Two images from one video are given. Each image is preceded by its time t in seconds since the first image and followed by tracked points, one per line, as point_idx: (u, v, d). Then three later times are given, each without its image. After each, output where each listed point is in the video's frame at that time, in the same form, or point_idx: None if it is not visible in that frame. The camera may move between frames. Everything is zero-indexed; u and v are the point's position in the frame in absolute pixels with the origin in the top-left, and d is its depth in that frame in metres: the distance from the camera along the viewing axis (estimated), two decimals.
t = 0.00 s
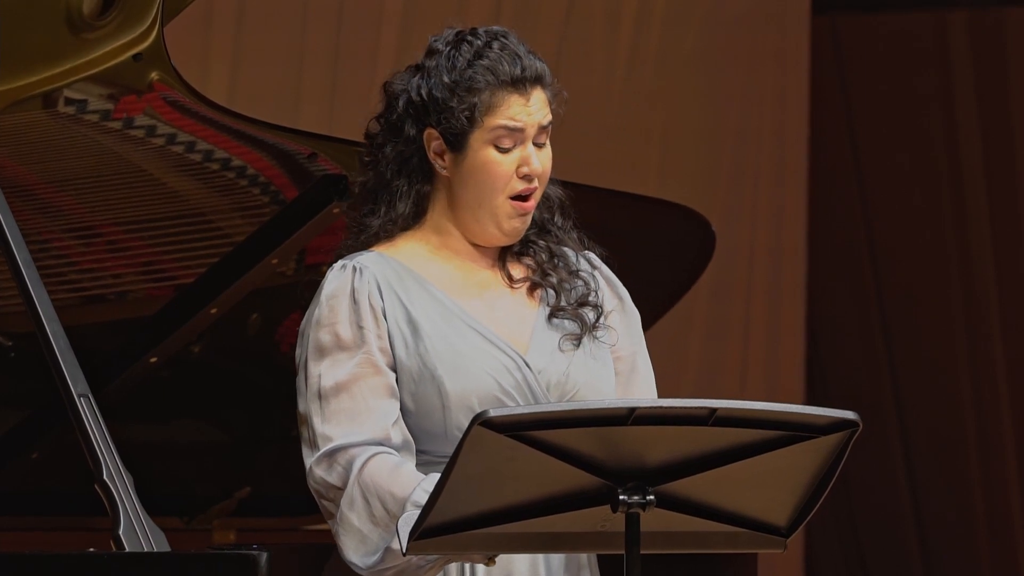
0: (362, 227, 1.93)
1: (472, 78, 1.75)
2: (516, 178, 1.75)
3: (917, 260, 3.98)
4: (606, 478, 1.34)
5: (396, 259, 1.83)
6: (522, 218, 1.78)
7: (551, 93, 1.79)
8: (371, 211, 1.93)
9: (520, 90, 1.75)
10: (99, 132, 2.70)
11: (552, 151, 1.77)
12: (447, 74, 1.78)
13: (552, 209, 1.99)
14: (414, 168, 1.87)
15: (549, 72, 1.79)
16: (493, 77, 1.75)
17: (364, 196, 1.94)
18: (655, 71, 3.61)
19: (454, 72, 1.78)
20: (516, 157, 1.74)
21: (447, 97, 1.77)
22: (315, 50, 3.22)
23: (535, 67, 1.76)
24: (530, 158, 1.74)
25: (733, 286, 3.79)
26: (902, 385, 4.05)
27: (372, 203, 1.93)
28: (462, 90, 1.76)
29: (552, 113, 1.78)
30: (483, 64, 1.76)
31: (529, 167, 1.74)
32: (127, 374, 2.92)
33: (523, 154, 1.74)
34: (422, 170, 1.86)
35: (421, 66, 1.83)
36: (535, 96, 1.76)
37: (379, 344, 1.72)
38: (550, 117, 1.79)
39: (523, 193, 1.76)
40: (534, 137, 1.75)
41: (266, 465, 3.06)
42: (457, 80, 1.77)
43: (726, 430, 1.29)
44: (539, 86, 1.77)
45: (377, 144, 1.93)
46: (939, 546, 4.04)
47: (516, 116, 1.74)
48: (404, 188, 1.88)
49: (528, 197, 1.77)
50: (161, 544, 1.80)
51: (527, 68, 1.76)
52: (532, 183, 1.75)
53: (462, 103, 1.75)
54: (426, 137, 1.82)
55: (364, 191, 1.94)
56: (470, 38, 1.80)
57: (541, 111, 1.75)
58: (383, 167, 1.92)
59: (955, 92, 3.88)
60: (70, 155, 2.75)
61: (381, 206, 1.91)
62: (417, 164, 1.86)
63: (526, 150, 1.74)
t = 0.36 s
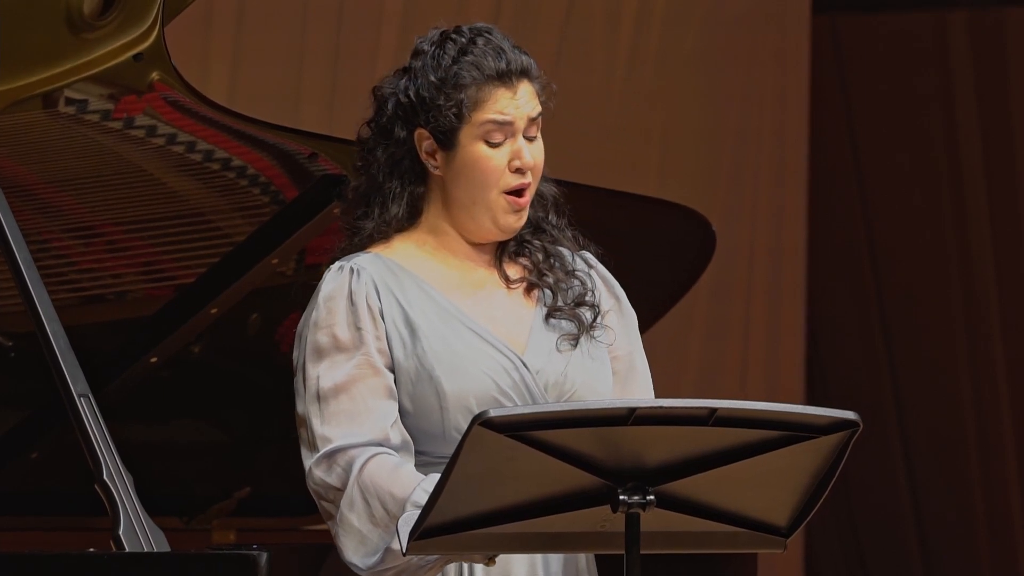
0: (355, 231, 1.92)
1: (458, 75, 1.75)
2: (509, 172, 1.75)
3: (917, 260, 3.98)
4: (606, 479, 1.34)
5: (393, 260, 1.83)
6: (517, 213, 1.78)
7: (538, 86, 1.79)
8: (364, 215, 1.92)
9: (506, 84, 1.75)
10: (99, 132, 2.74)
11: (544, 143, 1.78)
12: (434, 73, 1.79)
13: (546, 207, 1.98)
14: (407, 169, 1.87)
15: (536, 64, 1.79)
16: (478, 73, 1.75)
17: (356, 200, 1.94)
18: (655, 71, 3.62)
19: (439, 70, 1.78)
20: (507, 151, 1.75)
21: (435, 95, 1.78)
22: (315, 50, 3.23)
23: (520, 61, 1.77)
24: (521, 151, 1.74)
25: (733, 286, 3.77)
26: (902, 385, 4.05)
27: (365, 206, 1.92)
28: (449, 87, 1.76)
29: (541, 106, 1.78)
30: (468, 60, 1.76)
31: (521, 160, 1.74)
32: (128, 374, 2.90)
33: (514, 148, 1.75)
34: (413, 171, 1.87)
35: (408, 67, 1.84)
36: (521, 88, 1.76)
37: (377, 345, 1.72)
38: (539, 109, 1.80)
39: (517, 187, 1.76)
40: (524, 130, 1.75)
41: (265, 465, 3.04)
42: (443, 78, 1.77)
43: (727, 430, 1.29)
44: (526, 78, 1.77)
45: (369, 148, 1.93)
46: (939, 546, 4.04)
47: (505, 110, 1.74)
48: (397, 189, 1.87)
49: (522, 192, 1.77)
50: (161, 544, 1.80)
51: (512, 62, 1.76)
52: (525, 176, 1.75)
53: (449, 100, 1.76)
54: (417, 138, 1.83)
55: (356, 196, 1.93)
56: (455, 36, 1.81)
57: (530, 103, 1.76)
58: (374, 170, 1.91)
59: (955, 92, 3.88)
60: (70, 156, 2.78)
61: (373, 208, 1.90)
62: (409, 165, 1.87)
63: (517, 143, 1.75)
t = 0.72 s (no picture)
0: (348, 234, 1.92)
1: (445, 74, 1.76)
2: (502, 169, 1.75)
3: (917, 260, 3.99)
4: (605, 479, 1.34)
5: (389, 261, 1.83)
6: (512, 213, 1.78)
7: (526, 81, 1.79)
8: (357, 218, 1.91)
9: (495, 80, 1.76)
10: (98, 132, 2.76)
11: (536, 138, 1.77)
12: (422, 73, 1.79)
13: (541, 207, 1.99)
14: (400, 171, 1.87)
15: (524, 61, 1.79)
16: (466, 71, 1.75)
17: (349, 204, 1.93)
18: (655, 71, 3.63)
19: (427, 71, 1.78)
20: (499, 148, 1.75)
21: (424, 95, 1.78)
22: (315, 51, 3.23)
23: (508, 58, 1.77)
24: (513, 147, 1.74)
25: (733, 286, 3.76)
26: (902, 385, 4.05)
27: (357, 210, 1.92)
28: (437, 86, 1.76)
29: (531, 101, 1.78)
30: (456, 59, 1.77)
31: (514, 156, 1.74)
32: (128, 374, 2.90)
33: (505, 145, 1.75)
34: (406, 173, 1.87)
35: (397, 70, 1.84)
36: (510, 84, 1.76)
37: (375, 346, 1.72)
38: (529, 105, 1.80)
39: (511, 183, 1.76)
40: (514, 126, 1.75)
41: (266, 465, 3.03)
42: (432, 77, 1.77)
43: (726, 430, 1.29)
44: (514, 75, 1.78)
45: (360, 152, 1.93)
46: (939, 546, 4.04)
47: (494, 107, 1.74)
48: (389, 192, 1.87)
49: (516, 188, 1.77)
50: (161, 544, 1.80)
51: (499, 59, 1.77)
52: (518, 172, 1.75)
53: (438, 100, 1.76)
54: (408, 139, 1.83)
55: (349, 200, 1.93)
56: (442, 36, 1.81)
57: (519, 99, 1.76)
58: (367, 174, 1.91)
59: (955, 92, 3.88)
60: (69, 156, 2.79)
61: (366, 211, 1.90)
62: (401, 167, 1.87)
63: (508, 140, 1.75)
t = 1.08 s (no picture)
0: (343, 237, 1.92)
1: (434, 74, 1.76)
2: (494, 167, 1.75)
3: (917, 260, 3.99)
4: (604, 479, 1.34)
5: (387, 262, 1.83)
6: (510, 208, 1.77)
7: (516, 79, 1.80)
8: (351, 220, 1.92)
9: (484, 79, 1.76)
10: (98, 133, 2.80)
11: (527, 136, 1.77)
12: (411, 75, 1.79)
13: (535, 205, 1.98)
14: (394, 173, 1.88)
15: (512, 58, 1.79)
16: (455, 71, 1.76)
17: (343, 207, 1.94)
18: (655, 71, 3.65)
19: (416, 72, 1.79)
20: (490, 147, 1.74)
21: (414, 97, 1.78)
22: (315, 51, 3.24)
23: (496, 56, 1.78)
24: (505, 144, 1.74)
25: (733, 286, 3.76)
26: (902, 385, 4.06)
27: (351, 212, 1.92)
28: (426, 86, 1.76)
29: (521, 98, 1.78)
30: (444, 59, 1.77)
31: (505, 154, 1.74)
32: (128, 375, 2.88)
33: (496, 143, 1.74)
34: (400, 174, 1.88)
35: (386, 73, 1.85)
36: (499, 82, 1.76)
37: (373, 347, 1.72)
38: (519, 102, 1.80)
39: (505, 181, 1.75)
40: (505, 124, 1.75)
41: (266, 465, 3.01)
42: (421, 78, 1.77)
43: (725, 430, 1.29)
44: (503, 73, 1.78)
45: (353, 155, 1.94)
46: (939, 546, 4.04)
47: (484, 105, 1.74)
48: (383, 193, 1.88)
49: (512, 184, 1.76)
50: (161, 544, 1.80)
51: (487, 57, 1.77)
52: (511, 169, 1.74)
53: (427, 100, 1.76)
54: (401, 141, 1.83)
55: (343, 203, 1.93)
56: (429, 37, 1.81)
57: (509, 96, 1.76)
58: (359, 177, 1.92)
59: (955, 93, 3.89)
60: (69, 157, 2.84)
61: (360, 213, 1.90)
62: (394, 169, 1.88)
63: (498, 137, 1.74)
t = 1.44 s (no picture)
0: (342, 238, 1.92)
1: (433, 75, 1.76)
2: (492, 168, 1.75)
3: (917, 260, 3.99)
4: (605, 482, 1.34)
5: (386, 263, 1.83)
6: (508, 209, 1.77)
7: (514, 80, 1.80)
8: (350, 222, 1.91)
9: (482, 81, 1.76)
10: (100, 135, 2.83)
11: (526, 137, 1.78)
12: (409, 77, 1.79)
13: (533, 207, 1.98)
14: (392, 175, 1.88)
15: (510, 59, 1.80)
16: (453, 72, 1.76)
17: (342, 209, 1.94)
18: (655, 71, 3.66)
19: (415, 74, 1.79)
20: (488, 148, 1.75)
21: (413, 98, 1.79)
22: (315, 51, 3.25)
23: (494, 57, 1.78)
24: (503, 146, 1.74)
25: (733, 286, 3.77)
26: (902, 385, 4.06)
27: (350, 214, 1.92)
28: (425, 88, 1.77)
29: (519, 100, 1.78)
30: (442, 61, 1.77)
31: (504, 155, 1.74)
32: (128, 376, 2.87)
33: (495, 145, 1.75)
34: (398, 176, 1.88)
35: (385, 74, 1.85)
36: (498, 84, 1.77)
37: (373, 348, 1.72)
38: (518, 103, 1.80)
39: (502, 183, 1.75)
40: (504, 126, 1.76)
41: (265, 466, 2.97)
42: (419, 80, 1.78)
43: (726, 431, 1.30)
44: (501, 74, 1.78)
45: (352, 157, 1.94)
46: (939, 546, 4.04)
47: (483, 107, 1.75)
48: (381, 195, 1.88)
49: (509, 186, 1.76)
50: (162, 545, 1.80)
51: (486, 59, 1.77)
52: (510, 171, 1.75)
53: (426, 102, 1.77)
54: (399, 143, 1.83)
55: (341, 205, 1.93)
56: (428, 38, 1.82)
57: (508, 97, 1.76)
58: (357, 179, 1.92)
59: (955, 93, 3.90)
60: (70, 158, 2.87)
61: (358, 215, 1.90)
62: (393, 171, 1.88)
63: (497, 139, 1.75)
